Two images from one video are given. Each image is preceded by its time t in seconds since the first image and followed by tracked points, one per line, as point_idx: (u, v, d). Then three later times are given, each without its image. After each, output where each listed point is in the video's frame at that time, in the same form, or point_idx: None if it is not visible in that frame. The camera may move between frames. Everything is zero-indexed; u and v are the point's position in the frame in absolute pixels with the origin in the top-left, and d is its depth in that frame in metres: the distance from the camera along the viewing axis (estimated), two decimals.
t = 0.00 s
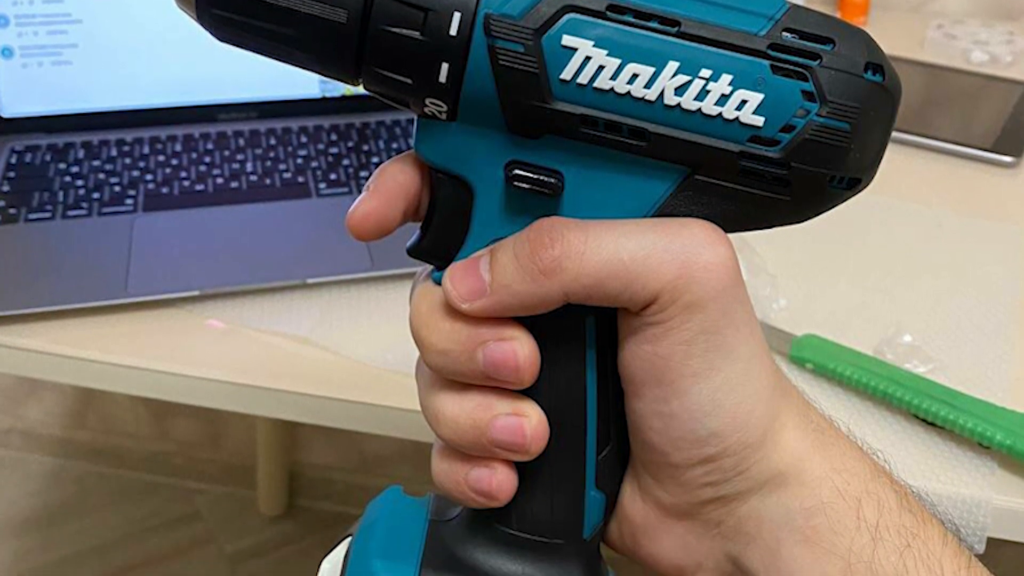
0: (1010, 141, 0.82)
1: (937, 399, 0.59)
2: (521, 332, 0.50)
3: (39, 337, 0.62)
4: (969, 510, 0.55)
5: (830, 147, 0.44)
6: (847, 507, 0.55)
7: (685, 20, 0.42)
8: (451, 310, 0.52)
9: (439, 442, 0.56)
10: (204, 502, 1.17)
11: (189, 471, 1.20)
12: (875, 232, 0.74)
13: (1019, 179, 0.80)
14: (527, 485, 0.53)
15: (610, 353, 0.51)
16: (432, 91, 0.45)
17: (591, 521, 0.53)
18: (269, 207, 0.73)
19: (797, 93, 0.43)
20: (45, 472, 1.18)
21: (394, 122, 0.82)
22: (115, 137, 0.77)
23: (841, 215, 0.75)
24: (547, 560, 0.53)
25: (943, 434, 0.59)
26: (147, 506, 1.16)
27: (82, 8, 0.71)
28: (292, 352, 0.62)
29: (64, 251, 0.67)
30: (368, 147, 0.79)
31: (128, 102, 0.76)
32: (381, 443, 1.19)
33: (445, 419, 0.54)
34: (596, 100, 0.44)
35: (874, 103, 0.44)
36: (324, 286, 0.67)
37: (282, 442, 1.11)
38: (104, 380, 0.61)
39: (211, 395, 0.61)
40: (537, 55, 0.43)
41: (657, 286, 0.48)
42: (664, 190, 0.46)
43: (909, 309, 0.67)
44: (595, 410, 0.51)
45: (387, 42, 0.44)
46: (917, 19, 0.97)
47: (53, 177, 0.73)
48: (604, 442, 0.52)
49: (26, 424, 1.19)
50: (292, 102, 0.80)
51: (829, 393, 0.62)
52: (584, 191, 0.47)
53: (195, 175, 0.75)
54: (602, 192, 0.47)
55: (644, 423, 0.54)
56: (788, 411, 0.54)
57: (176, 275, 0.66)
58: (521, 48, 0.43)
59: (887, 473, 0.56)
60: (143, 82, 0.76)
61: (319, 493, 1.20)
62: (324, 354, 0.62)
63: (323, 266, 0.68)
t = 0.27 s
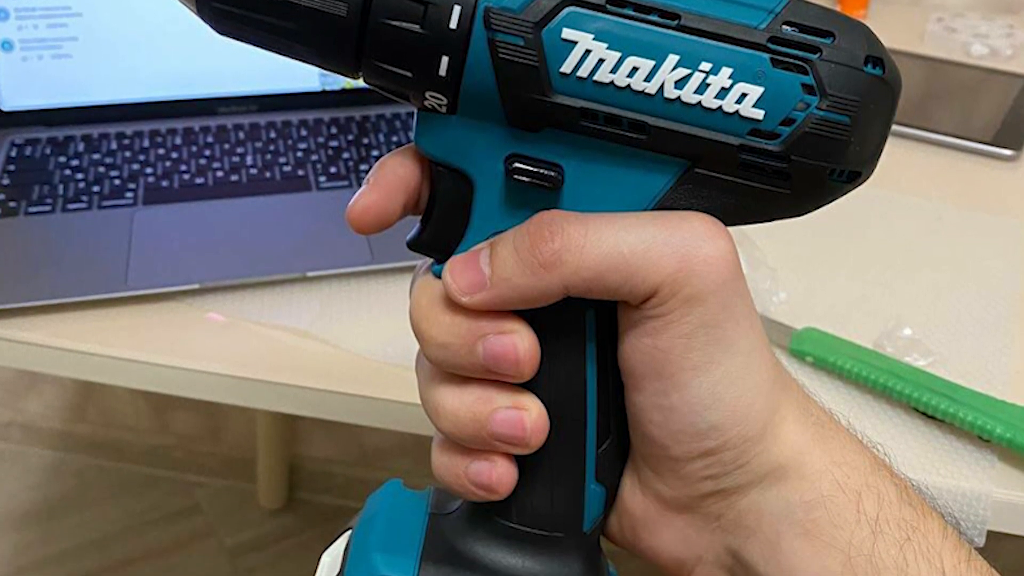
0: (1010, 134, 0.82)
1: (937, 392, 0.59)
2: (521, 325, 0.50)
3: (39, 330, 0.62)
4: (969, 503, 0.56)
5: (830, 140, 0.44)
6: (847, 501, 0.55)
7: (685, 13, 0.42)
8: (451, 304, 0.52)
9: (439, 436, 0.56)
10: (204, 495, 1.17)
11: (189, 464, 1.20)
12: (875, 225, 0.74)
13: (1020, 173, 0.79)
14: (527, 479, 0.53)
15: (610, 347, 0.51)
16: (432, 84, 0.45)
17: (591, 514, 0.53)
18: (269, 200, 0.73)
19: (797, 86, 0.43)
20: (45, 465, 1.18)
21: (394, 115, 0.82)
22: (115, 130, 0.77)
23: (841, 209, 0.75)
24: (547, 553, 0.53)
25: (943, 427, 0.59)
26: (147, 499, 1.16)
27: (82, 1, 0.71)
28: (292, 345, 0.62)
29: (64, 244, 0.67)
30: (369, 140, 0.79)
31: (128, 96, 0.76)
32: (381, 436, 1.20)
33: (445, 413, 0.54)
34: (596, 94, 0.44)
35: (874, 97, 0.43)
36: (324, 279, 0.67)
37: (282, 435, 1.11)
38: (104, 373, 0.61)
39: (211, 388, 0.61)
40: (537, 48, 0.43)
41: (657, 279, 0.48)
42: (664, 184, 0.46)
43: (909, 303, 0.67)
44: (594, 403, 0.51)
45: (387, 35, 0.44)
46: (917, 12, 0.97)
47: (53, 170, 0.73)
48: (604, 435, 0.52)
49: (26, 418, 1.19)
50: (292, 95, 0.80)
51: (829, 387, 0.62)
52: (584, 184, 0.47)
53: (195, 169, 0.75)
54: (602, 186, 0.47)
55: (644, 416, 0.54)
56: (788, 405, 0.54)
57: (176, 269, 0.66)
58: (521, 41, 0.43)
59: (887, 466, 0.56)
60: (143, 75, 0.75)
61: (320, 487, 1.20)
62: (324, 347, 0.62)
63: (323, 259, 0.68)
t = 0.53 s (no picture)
0: (1010, 127, 0.82)
1: (938, 385, 0.59)
2: (521, 319, 0.50)
3: (39, 324, 0.62)
4: (969, 497, 0.56)
5: (829, 133, 0.44)
6: (847, 494, 0.55)
7: (685, 6, 0.42)
8: (451, 297, 0.52)
9: (439, 429, 0.56)
10: (204, 488, 1.17)
11: (189, 458, 1.20)
12: (875, 218, 0.74)
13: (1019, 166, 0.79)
14: (527, 472, 0.53)
15: (610, 340, 0.51)
16: (432, 77, 0.44)
17: (591, 508, 0.53)
18: (269, 193, 0.72)
19: (797, 79, 0.43)
20: (45, 458, 1.18)
21: (394, 108, 0.82)
22: (115, 123, 0.77)
23: (841, 202, 0.75)
24: (547, 546, 0.53)
25: (943, 420, 0.59)
26: (147, 492, 1.16)
27: None
28: (292, 338, 0.62)
29: (64, 237, 0.67)
30: (369, 133, 0.79)
31: (128, 89, 0.76)
32: (381, 430, 1.23)
33: (445, 406, 0.54)
34: (596, 87, 0.43)
35: (874, 90, 0.43)
36: (324, 272, 0.67)
37: (282, 428, 1.12)
38: (104, 366, 0.61)
39: (211, 381, 0.61)
40: (537, 42, 0.43)
41: (657, 272, 0.48)
42: (664, 177, 0.46)
43: (909, 296, 0.67)
44: (594, 396, 0.51)
45: (387, 28, 0.43)
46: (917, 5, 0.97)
47: (53, 164, 0.72)
48: (604, 428, 0.52)
49: (26, 411, 1.19)
50: (292, 88, 0.80)
51: (829, 379, 0.62)
52: (584, 177, 0.47)
53: (195, 162, 0.74)
54: (602, 179, 0.47)
55: (644, 409, 0.54)
56: (788, 398, 0.54)
57: (176, 262, 0.66)
58: (521, 34, 0.43)
59: (888, 459, 0.56)
60: (143, 68, 0.75)
61: (319, 479, 1.20)
62: (324, 340, 0.62)
63: (323, 252, 0.68)
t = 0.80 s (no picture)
0: (1010, 120, 0.82)
1: (937, 378, 0.59)
2: (521, 312, 0.50)
3: (39, 317, 0.62)
4: (969, 490, 0.56)
5: (829, 127, 0.43)
6: (847, 487, 0.55)
7: None
8: (451, 290, 0.52)
9: (439, 422, 0.56)
10: (204, 482, 1.17)
11: (189, 451, 1.20)
12: (875, 212, 0.74)
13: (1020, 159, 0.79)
14: (527, 465, 0.53)
15: (610, 333, 0.51)
16: (431, 71, 0.44)
17: (591, 501, 0.53)
18: (269, 187, 0.72)
19: (797, 73, 0.43)
20: (45, 452, 1.18)
21: (394, 102, 0.81)
22: (115, 117, 0.76)
23: (841, 195, 0.75)
24: (547, 539, 0.53)
25: (943, 414, 0.59)
26: (147, 486, 1.16)
27: None
28: (292, 332, 0.62)
29: (64, 230, 0.67)
30: (369, 127, 0.79)
31: (128, 82, 0.75)
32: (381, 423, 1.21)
33: (445, 399, 0.54)
34: (596, 80, 0.43)
35: (874, 83, 0.43)
36: (324, 265, 0.67)
37: (282, 422, 1.12)
38: (104, 359, 0.61)
39: (211, 374, 0.61)
40: (537, 35, 0.43)
41: (657, 266, 0.48)
42: (664, 170, 0.46)
43: (909, 290, 0.68)
44: (594, 390, 0.51)
45: (387, 22, 0.43)
46: None
47: (53, 157, 0.72)
48: (604, 422, 0.52)
49: (26, 404, 1.20)
50: (292, 82, 0.80)
51: (829, 373, 0.62)
52: (584, 171, 0.47)
53: (195, 155, 0.74)
54: (602, 172, 0.47)
55: (644, 402, 0.54)
56: (788, 391, 0.54)
57: (176, 255, 0.66)
58: (521, 28, 0.43)
59: (888, 452, 0.56)
60: (143, 61, 0.75)
61: (320, 473, 1.20)
62: (324, 333, 0.62)
63: (324, 246, 0.68)
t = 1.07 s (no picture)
0: (1010, 114, 0.82)
1: (937, 371, 0.59)
2: (521, 305, 0.50)
3: (39, 310, 0.62)
4: (969, 483, 0.56)
5: (829, 120, 0.43)
6: (847, 480, 0.55)
7: None
8: (451, 283, 0.52)
9: (439, 416, 0.56)
10: (204, 475, 1.17)
11: (189, 444, 1.20)
12: (875, 205, 0.74)
13: (1020, 152, 0.79)
14: (527, 458, 0.53)
15: (610, 327, 0.51)
16: (432, 64, 0.44)
17: (590, 494, 0.53)
18: (268, 180, 0.72)
19: (797, 66, 0.43)
20: (44, 445, 1.18)
21: (394, 95, 0.81)
22: (115, 110, 0.76)
23: (841, 189, 0.75)
24: (547, 532, 0.53)
25: (942, 407, 0.59)
26: (147, 479, 1.16)
27: None
28: (291, 325, 0.62)
29: (64, 224, 0.67)
30: (368, 120, 0.79)
31: (128, 75, 0.75)
32: (381, 416, 1.22)
33: (445, 392, 0.54)
34: (596, 73, 0.43)
35: (874, 76, 0.43)
36: (324, 258, 0.67)
37: (282, 415, 1.12)
38: (104, 353, 0.61)
39: (211, 368, 0.61)
40: (537, 28, 0.43)
41: (657, 259, 0.48)
42: (664, 164, 0.46)
43: (909, 283, 0.68)
44: (594, 383, 0.51)
45: (387, 15, 0.43)
46: None
47: (53, 150, 0.72)
48: (604, 415, 0.52)
49: (26, 398, 1.20)
50: (292, 75, 0.80)
51: (829, 366, 0.62)
52: (584, 164, 0.47)
53: (195, 148, 0.74)
54: (602, 165, 0.47)
55: (644, 395, 0.54)
56: (788, 384, 0.54)
57: (176, 248, 0.66)
58: (521, 21, 0.42)
59: (888, 446, 0.56)
60: (142, 54, 0.75)
61: (320, 466, 1.20)
62: (324, 327, 0.62)
63: (324, 239, 0.68)
